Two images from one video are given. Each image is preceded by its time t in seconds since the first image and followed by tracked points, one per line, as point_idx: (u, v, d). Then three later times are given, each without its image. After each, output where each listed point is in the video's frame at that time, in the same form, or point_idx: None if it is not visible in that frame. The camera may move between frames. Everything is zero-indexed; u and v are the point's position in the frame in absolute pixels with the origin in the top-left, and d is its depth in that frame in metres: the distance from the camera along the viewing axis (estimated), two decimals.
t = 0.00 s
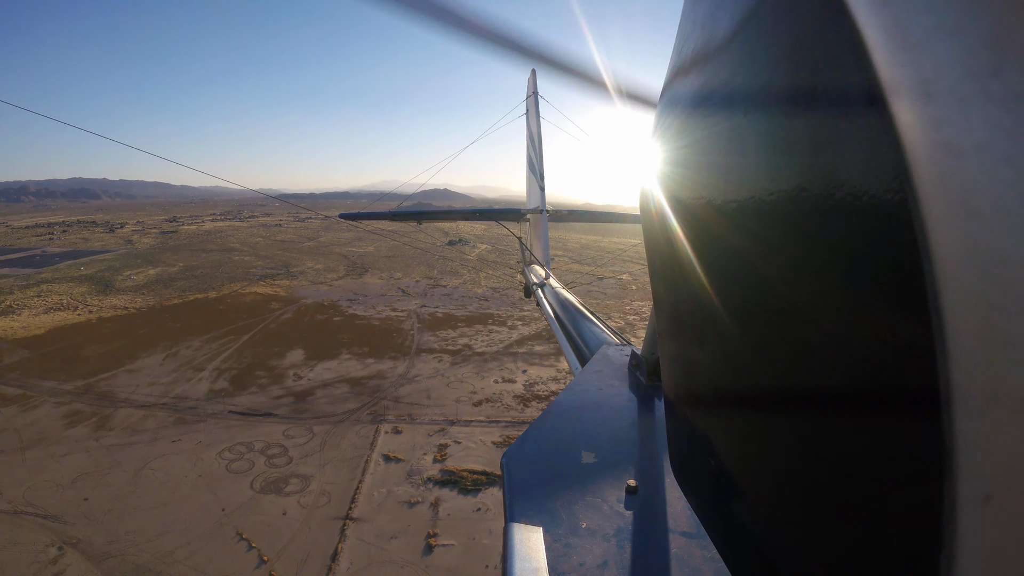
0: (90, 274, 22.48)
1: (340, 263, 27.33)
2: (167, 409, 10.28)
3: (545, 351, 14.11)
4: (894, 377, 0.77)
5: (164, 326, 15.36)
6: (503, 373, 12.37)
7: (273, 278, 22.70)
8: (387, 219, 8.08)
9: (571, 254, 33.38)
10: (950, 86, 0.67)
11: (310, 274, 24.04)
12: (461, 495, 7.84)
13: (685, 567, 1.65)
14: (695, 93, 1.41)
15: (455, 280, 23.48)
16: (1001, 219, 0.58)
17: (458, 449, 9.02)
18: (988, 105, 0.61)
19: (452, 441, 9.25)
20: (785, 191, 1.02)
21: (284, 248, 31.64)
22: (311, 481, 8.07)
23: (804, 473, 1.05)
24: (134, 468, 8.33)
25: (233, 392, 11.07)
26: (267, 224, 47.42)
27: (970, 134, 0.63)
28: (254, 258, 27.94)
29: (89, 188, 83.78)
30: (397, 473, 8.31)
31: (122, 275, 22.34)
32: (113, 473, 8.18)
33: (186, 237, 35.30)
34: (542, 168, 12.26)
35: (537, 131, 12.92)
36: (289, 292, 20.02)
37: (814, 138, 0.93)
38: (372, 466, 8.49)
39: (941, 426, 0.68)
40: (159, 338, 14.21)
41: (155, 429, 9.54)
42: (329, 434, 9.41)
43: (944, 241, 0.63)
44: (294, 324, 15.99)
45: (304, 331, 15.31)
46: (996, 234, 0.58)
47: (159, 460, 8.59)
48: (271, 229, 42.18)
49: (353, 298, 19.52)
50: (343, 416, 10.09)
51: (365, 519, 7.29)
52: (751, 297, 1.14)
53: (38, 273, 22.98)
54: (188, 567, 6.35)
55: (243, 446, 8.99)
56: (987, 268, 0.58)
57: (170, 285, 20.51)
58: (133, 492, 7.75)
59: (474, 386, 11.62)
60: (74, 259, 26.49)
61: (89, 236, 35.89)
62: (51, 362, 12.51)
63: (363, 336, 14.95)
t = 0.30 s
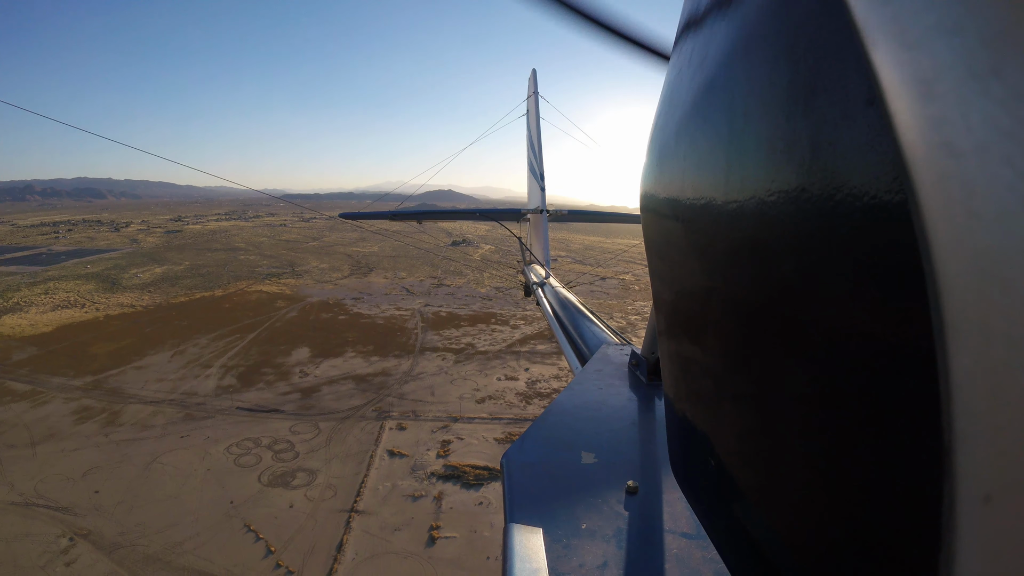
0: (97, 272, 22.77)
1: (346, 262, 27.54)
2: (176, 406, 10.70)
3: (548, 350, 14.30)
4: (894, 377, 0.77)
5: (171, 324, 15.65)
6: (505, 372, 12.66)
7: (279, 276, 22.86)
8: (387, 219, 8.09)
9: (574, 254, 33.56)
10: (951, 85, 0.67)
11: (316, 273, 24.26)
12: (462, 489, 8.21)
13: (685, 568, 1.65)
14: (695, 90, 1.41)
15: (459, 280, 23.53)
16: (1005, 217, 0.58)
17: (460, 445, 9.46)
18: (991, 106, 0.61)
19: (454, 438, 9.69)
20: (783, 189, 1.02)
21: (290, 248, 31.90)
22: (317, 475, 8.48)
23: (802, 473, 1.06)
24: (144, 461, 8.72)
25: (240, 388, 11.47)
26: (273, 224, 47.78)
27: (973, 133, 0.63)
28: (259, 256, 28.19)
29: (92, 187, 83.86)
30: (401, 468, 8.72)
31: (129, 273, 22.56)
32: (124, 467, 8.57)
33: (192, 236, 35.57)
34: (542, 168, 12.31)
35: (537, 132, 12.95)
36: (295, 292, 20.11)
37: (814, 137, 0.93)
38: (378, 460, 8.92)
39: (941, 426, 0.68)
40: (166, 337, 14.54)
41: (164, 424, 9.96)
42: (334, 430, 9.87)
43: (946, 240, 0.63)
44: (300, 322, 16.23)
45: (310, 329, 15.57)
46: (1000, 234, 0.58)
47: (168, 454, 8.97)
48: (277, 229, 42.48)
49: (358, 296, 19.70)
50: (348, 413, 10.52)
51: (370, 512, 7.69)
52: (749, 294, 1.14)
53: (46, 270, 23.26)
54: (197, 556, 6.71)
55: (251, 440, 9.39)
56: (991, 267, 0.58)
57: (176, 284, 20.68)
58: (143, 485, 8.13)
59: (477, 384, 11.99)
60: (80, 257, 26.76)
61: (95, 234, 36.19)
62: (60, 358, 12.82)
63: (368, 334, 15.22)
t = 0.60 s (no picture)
0: (106, 273, 22.92)
1: (352, 263, 27.65)
2: (185, 400, 10.81)
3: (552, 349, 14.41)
4: (894, 379, 0.78)
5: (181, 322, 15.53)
6: (510, 370, 12.80)
7: (286, 277, 22.98)
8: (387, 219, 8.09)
9: (578, 254, 33.61)
10: (953, 84, 0.67)
11: (322, 274, 24.40)
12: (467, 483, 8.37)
13: (685, 568, 1.65)
14: (695, 89, 1.41)
15: (464, 281, 23.63)
16: (1005, 217, 0.58)
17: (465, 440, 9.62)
18: (990, 103, 0.61)
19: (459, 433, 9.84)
20: (782, 189, 1.03)
21: (297, 249, 32.03)
22: (325, 468, 8.66)
23: (802, 473, 1.06)
24: (155, 454, 8.87)
25: (249, 385, 11.62)
26: (279, 225, 47.94)
27: (973, 131, 0.63)
28: (266, 257, 28.36)
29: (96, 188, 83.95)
30: (407, 462, 8.89)
31: (138, 273, 22.63)
32: (135, 459, 8.72)
33: (198, 237, 35.70)
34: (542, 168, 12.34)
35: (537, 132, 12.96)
36: (302, 292, 20.18)
37: (814, 138, 0.94)
38: (384, 455, 9.11)
39: (942, 427, 0.68)
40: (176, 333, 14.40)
41: (174, 418, 10.09)
42: (341, 425, 10.05)
43: (949, 238, 0.63)
44: (310, 320, 16.11)
45: (318, 328, 15.56)
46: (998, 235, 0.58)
47: (178, 447, 9.12)
48: (283, 230, 42.68)
49: (365, 297, 19.81)
50: (355, 409, 10.70)
51: (377, 504, 7.85)
52: (748, 294, 1.15)
53: (55, 271, 23.41)
54: (209, 545, 6.86)
55: (260, 435, 9.56)
56: (989, 267, 0.58)
57: (185, 283, 20.56)
58: (154, 478, 8.27)
59: (482, 382, 12.17)
60: (89, 258, 26.92)
61: (103, 235, 36.34)
62: (70, 355, 12.75)
63: (375, 334, 15.36)
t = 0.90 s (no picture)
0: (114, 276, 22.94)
1: (358, 264, 27.71)
2: (197, 400, 10.84)
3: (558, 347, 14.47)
4: (894, 379, 0.78)
5: (191, 325, 15.65)
6: (515, 367, 12.88)
7: (293, 279, 23.04)
8: (387, 220, 8.10)
9: (582, 254, 33.66)
10: (953, 83, 0.68)
11: (328, 275, 24.44)
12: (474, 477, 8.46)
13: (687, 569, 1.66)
14: (695, 89, 1.42)
15: (469, 280, 23.70)
16: (1006, 217, 0.58)
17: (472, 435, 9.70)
18: (992, 105, 0.62)
19: (466, 429, 9.92)
20: (782, 190, 1.03)
21: (302, 251, 32.09)
22: (335, 464, 8.73)
23: (801, 473, 1.06)
24: (169, 452, 8.90)
25: (259, 384, 11.66)
26: (283, 228, 48.04)
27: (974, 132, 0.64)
28: (272, 259, 28.40)
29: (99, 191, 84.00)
30: (415, 457, 8.97)
31: (146, 277, 22.68)
32: (149, 457, 8.75)
33: (204, 241, 35.72)
34: (542, 168, 12.36)
35: (537, 131, 12.98)
36: (309, 294, 20.24)
37: (814, 139, 0.94)
38: (393, 450, 9.18)
39: (941, 427, 0.69)
40: (186, 335, 14.52)
41: (186, 417, 10.10)
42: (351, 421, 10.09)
43: (950, 240, 0.64)
44: (316, 322, 16.27)
45: (326, 328, 15.69)
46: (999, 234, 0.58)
47: (191, 445, 9.16)
48: (288, 233, 42.75)
49: (371, 297, 19.87)
50: (364, 407, 10.74)
51: (386, 498, 7.94)
52: (747, 293, 1.15)
53: (63, 275, 23.45)
54: (224, 540, 6.95)
55: (271, 432, 9.60)
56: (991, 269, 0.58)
57: (193, 287, 20.68)
58: (168, 475, 8.32)
59: (488, 379, 12.25)
60: (96, 262, 26.95)
61: (110, 240, 36.39)
62: (82, 357, 12.85)
63: (382, 333, 15.42)
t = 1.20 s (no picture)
0: (120, 283, 22.93)
1: (361, 267, 27.72)
2: (209, 404, 10.85)
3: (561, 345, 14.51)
4: (895, 380, 0.78)
5: (199, 330, 15.68)
6: (520, 366, 12.93)
7: (298, 283, 23.06)
8: (387, 219, 8.09)
9: (583, 253, 33.71)
10: (952, 84, 0.68)
11: (332, 278, 24.44)
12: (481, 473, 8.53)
13: (687, 568, 1.66)
14: (695, 90, 1.42)
15: (472, 281, 23.72)
16: (1002, 217, 0.59)
17: (478, 432, 9.75)
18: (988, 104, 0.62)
19: (473, 427, 9.96)
20: (782, 192, 1.04)
21: (306, 255, 32.10)
22: (346, 463, 8.78)
23: (801, 473, 1.07)
24: (182, 455, 8.93)
25: (269, 387, 11.68)
26: (285, 232, 48.03)
27: (971, 133, 0.64)
28: (276, 264, 28.39)
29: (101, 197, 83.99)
30: (424, 455, 9.03)
31: (151, 284, 22.67)
32: (163, 461, 8.78)
33: (208, 247, 35.70)
34: (541, 168, 12.36)
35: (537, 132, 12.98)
36: (314, 297, 20.26)
37: (814, 141, 0.95)
38: (402, 449, 9.24)
39: (943, 427, 0.69)
40: (195, 341, 14.54)
41: (199, 421, 10.12)
42: (360, 422, 10.14)
43: (947, 240, 0.64)
44: (322, 326, 16.31)
45: (332, 331, 15.72)
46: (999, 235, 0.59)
47: (205, 448, 9.19)
48: (291, 237, 42.73)
49: (376, 300, 19.90)
50: (372, 407, 10.78)
51: (396, 494, 8.03)
52: (747, 294, 1.16)
53: (69, 283, 23.43)
54: (239, 537, 7.03)
55: (283, 434, 9.63)
56: (988, 269, 0.59)
57: (199, 293, 20.70)
58: (183, 477, 8.34)
59: (493, 378, 12.29)
60: (102, 270, 26.92)
61: (114, 248, 36.41)
62: (93, 365, 12.87)
63: (388, 335, 15.46)
